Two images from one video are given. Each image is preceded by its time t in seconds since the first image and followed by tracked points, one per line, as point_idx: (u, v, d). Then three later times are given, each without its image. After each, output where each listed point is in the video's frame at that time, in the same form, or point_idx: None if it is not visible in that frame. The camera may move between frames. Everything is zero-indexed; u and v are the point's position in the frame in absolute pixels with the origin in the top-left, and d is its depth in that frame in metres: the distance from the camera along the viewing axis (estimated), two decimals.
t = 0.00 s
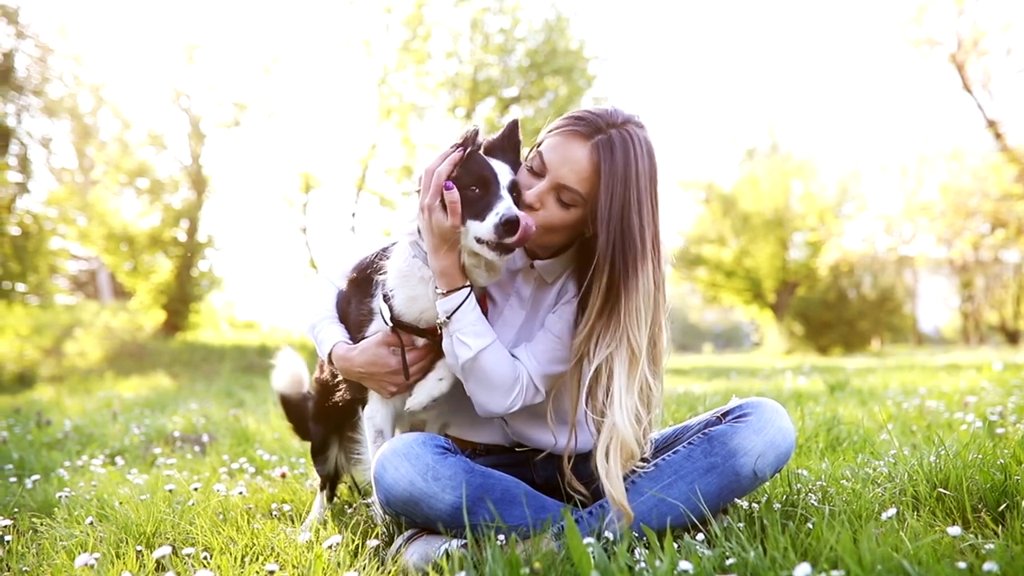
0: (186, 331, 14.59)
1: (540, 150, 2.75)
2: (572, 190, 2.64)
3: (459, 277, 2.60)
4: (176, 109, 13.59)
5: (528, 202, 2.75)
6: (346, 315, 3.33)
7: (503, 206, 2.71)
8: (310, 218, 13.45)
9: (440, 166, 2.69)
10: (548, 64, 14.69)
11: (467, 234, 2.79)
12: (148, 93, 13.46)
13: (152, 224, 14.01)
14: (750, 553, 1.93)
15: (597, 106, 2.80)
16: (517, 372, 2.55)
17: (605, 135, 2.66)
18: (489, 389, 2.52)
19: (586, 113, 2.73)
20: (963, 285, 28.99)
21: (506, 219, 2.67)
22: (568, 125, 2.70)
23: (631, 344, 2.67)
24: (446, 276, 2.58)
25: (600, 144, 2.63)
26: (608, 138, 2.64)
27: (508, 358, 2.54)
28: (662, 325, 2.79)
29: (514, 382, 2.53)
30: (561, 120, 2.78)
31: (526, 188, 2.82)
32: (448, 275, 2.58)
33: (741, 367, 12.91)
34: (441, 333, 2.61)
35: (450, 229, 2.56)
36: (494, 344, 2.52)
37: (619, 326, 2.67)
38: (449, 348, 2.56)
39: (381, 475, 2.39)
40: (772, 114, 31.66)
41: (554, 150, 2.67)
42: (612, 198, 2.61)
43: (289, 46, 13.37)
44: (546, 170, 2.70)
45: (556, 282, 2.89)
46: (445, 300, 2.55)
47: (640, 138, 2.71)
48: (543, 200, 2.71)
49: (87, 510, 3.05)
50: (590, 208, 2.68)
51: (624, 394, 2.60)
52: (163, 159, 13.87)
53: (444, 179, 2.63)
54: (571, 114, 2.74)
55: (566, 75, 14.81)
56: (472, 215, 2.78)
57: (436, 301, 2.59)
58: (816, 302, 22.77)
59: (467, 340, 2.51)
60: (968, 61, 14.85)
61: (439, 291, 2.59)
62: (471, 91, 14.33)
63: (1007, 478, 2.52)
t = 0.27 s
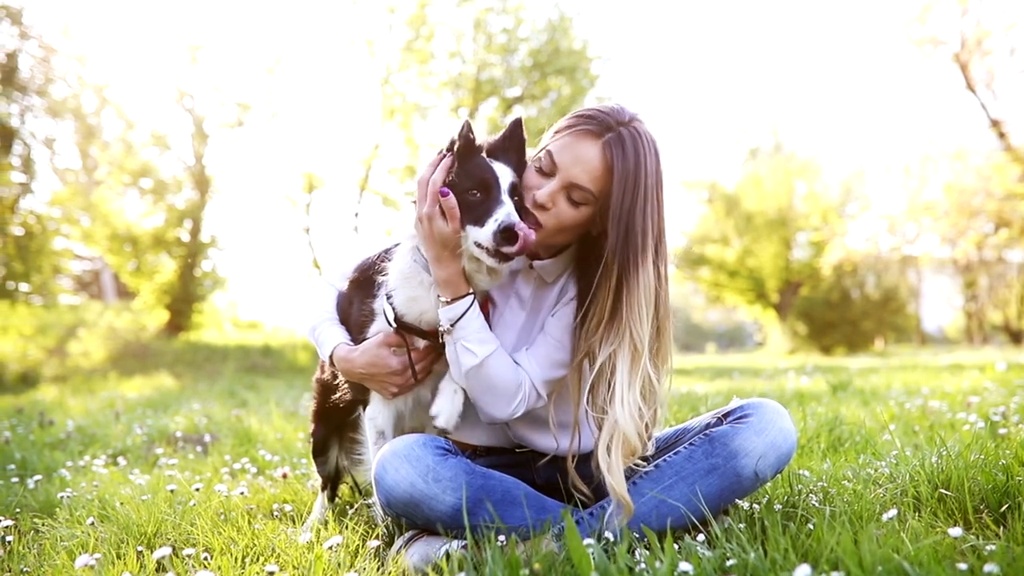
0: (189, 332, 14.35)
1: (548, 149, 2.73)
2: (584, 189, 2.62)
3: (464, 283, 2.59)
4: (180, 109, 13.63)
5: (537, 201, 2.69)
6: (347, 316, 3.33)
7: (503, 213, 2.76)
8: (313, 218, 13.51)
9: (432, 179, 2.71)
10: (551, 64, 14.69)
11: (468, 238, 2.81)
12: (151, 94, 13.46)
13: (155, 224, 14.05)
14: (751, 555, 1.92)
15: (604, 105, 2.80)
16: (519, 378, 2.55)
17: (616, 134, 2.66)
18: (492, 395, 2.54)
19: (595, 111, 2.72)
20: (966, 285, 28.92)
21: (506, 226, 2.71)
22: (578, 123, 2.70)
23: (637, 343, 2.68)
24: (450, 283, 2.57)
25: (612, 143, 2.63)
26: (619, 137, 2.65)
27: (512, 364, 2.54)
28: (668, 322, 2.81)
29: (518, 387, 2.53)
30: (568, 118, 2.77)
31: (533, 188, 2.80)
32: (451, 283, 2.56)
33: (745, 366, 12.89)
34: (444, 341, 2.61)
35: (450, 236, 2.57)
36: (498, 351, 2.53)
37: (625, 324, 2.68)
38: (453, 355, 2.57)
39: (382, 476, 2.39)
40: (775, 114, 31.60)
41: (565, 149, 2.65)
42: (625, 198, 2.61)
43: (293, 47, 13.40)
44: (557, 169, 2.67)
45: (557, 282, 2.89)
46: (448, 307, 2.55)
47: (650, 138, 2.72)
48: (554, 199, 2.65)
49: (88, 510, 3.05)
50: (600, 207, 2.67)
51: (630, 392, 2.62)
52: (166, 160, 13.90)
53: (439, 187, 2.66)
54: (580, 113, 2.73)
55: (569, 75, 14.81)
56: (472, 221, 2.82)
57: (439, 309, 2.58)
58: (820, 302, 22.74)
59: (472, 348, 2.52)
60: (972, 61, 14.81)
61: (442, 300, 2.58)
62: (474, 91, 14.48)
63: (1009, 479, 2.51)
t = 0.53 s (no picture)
0: (193, 331, 14.59)
1: (559, 146, 2.75)
2: (597, 185, 2.66)
3: (471, 297, 2.60)
4: (184, 110, 13.64)
5: (551, 198, 2.70)
6: (350, 319, 3.33)
7: (503, 210, 2.74)
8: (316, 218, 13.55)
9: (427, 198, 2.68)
10: (554, 64, 14.69)
11: (473, 240, 2.80)
12: (154, 95, 13.35)
13: (159, 224, 14.07)
14: (752, 556, 1.92)
15: (610, 102, 2.83)
16: (526, 389, 2.60)
17: (627, 130, 2.71)
18: (505, 407, 2.61)
19: (606, 108, 2.76)
20: (970, 285, 28.86)
21: (509, 221, 2.69)
22: (589, 120, 2.73)
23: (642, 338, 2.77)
24: (459, 298, 2.58)
25: (625, 139, 2.68)
26: (631, 134, 2.70)
27: (520, 375, 2.60)
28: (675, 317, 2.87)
29: (525, 397, 2.60)
30: (577, 115, 2.79)
31: (544, 186, 2.81)
32: (459, 298, 2.57)
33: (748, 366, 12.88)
34: (453, 354, 2.63)
35: (456, 254, 2.57)
36: (507, 361, 2.58)
37: (634, 318, 2.75)
38: (463, 367, 2.60)
39: (383, 478, 2.40)
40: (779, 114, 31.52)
41: (578, 146, 2.67)
42: (641, 195, 2.67)
43: (297, 47, 13.40)
44: (569, 166, 2.69)
45: (558, 281, 2.93)
46: (459, 321, 2.56)
47: (658, 136, 2.79)
48: (568, 197, 2.66)
49: (90, 510, 3.06)
50: (611, 205, 2.72)
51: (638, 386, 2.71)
52: (170, 160, 13.92)
53: (434, 206, 2.60)
54: (590, 109, 2.76)
55: (572, 75, 14.80)
56: (474, 221, 2.81)
57: (448, 323, 2.60)
58: (823, 301, 22.72)
59: (484, 359, 2.55)
60: (976, 60, 14.84)
61: (450, 314, 2.60)
62: (477, 91, 14.40)
63: (1011, 480, 2.51)
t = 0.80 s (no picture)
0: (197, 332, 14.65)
1: (568, 142, 2.77)
2: (606, 182, 2.69)
3: (480, 305, 2.60)
4: (187, 110, 13.66)
5: (559, 194, 2.72)
6: (354, 322, 3.33)
7: (504, 207, 2.74)
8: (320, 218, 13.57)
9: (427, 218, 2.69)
10: (557, 64, 14.69)
11: (473, 238, 2.78)
12: (158, 96, 13.48)
13: (162, 225, 14.00)
14: (753, 559, 1.92)
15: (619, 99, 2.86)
16: (534, 394, 2.64)
17: (637, 128, 2.73)
18: (513, 412, 2.66)
19: (615, 105, 2.79)
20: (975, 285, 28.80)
21: (510, 219, 2.71)
22: (599, 117, 2.76)
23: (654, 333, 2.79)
24: (468, 308, 2.58)
25: (635, 136, 2.71)
26: (641, 131, 2.73)
27: (529, 381, 2.64)
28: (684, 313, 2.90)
29: (533, 403, 2.64)
30: (585, 111, 2.82)
31: (553, 182, 2.82)
32: (469, 308, 2.58)
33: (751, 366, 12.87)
34: (463, 362, 2.66)
35: (458, 268, 2.56)
36: (516, 367, 2.61)
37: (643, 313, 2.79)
38: (473, 375, 2.64)
39: (384, 480, 2.39)
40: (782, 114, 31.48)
41: (587, 143, 2.70)
42: (649, 192, 2.70)
43: (298, 47, 13.46)
44: (579, 163, 2.72)
45: (563, 279, 2.96)
46: (469, 330, 2.58)
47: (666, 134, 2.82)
48: (577, 192, 2.69)
49: (92, 511, 3.07)
50: (619, 202, 2.75)
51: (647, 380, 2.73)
52: (174, 160, 13.94)
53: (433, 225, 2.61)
54: (600, 106, 2.79)
55: (575, 75, 14.82)
56: (474, 221, 2.80)
57: (457, 332, 2.61)
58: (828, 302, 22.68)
59: (493, 367, 2.59)
60: (980, 60, 14.71)
61: (460, 323, 2.60)
62: (480, 91, 14.25)
63: (1014, 481, 2.50)
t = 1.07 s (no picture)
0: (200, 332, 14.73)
1: (573, 140, 2.77)
2: (612, 181, 2.70)
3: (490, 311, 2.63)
4: (190, 110, 13.70)
5: (564, 192, 2.72)
6: (354, 321, 3.34)
7: (504, 206, 2.70)
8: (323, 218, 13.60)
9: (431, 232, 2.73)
10: (560, 64, 14.74)
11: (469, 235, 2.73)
12: (162, 96, 13.52)
13: (166, 225, 14.06)
14: (753, 560, 1.92)
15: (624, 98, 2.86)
16: (541, 399, 2.67)
17: (643, 127, 2.75)
18: (519, 415, 2.69)
19: (621, 104, 2.79)
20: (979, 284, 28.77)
21: (510, 217, 2.67)
22: (605, 116, 2.76)
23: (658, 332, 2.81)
24: (477, 313, 2.61)
25: (641, 136, 2.72)
26: (648, 130, 2.74)
27: (536, 385, 2.66)
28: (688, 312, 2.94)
29: (539, 407, 2.66)
30: (591, 110, 2.81)
31: (558, 179, 2.81)
32: (478, 313, 2.61)
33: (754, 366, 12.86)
34: (470, 365, 2.70)
35: (466, 275, 2.57)
36: (523, 372, 2.64)
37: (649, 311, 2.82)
38: (481, 379, 2.67)
39: (385, 481, 2.39)
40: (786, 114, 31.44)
41: (594, 141, 2.71)
42: (657, 190, 2.73)
43: (302, 48, 13.42)
44: (585, 161, 2.72)
45: (565, 278, 2.96)
46: (476, 334, 2.61)
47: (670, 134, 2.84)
48: (582, 190, 2.69)
49: (93, 512, 3.07)
50: (623, 201, 2.76)
51: (651, 379, 2.74)
52: (177, 160, 13.98)
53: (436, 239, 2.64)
54: (606, 104, 2.79)
55: (578, 75, 14.88)
56: (474, 219, 2.74)
57: (465, 337, 2.64)
58: (831, 301, 22.64)
59: (500, 372, 2.62)
60: (985, 59, 14.66)
61: (467, 328, 2.64)
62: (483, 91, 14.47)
63: (1016, 482, 2.49)
